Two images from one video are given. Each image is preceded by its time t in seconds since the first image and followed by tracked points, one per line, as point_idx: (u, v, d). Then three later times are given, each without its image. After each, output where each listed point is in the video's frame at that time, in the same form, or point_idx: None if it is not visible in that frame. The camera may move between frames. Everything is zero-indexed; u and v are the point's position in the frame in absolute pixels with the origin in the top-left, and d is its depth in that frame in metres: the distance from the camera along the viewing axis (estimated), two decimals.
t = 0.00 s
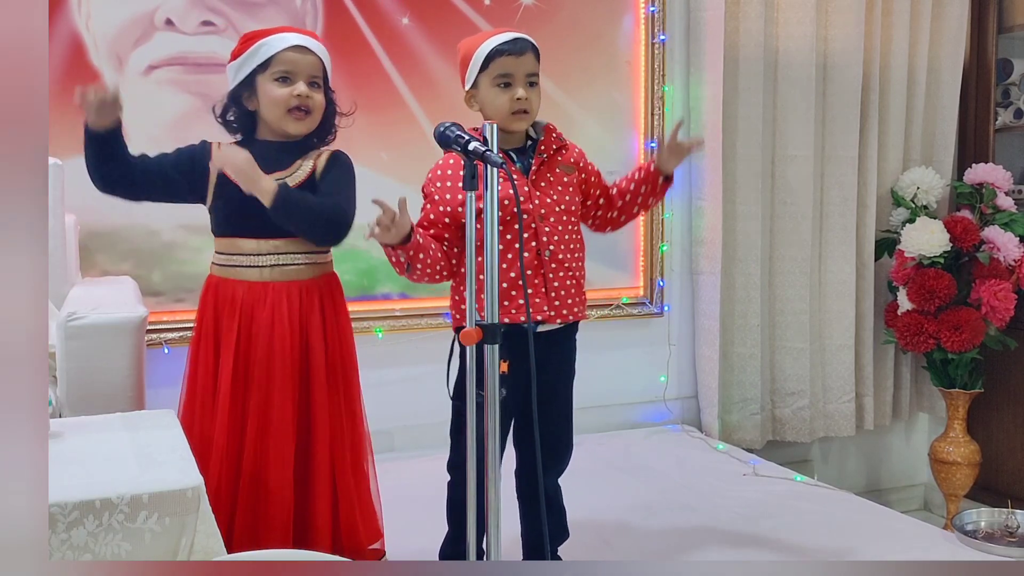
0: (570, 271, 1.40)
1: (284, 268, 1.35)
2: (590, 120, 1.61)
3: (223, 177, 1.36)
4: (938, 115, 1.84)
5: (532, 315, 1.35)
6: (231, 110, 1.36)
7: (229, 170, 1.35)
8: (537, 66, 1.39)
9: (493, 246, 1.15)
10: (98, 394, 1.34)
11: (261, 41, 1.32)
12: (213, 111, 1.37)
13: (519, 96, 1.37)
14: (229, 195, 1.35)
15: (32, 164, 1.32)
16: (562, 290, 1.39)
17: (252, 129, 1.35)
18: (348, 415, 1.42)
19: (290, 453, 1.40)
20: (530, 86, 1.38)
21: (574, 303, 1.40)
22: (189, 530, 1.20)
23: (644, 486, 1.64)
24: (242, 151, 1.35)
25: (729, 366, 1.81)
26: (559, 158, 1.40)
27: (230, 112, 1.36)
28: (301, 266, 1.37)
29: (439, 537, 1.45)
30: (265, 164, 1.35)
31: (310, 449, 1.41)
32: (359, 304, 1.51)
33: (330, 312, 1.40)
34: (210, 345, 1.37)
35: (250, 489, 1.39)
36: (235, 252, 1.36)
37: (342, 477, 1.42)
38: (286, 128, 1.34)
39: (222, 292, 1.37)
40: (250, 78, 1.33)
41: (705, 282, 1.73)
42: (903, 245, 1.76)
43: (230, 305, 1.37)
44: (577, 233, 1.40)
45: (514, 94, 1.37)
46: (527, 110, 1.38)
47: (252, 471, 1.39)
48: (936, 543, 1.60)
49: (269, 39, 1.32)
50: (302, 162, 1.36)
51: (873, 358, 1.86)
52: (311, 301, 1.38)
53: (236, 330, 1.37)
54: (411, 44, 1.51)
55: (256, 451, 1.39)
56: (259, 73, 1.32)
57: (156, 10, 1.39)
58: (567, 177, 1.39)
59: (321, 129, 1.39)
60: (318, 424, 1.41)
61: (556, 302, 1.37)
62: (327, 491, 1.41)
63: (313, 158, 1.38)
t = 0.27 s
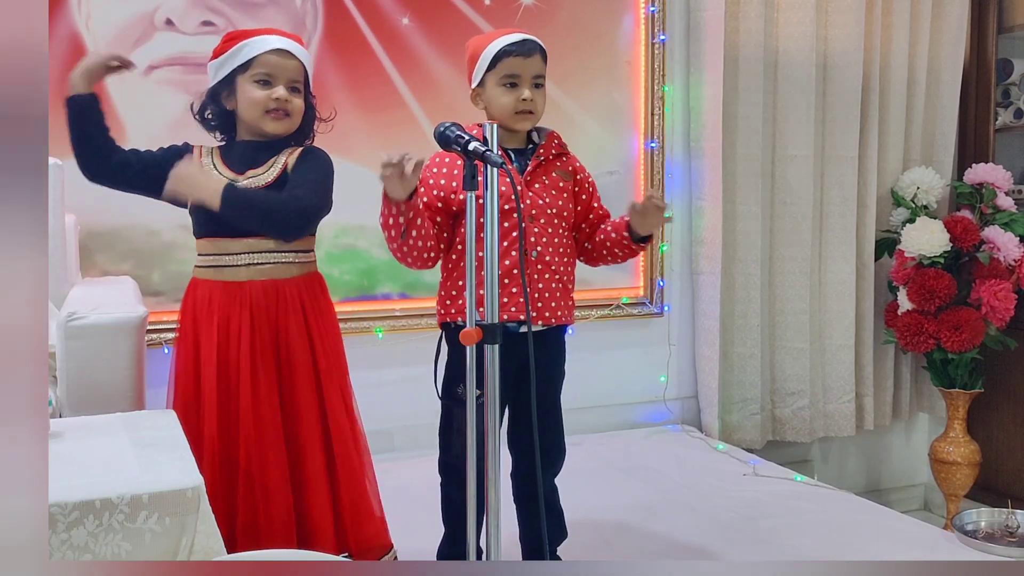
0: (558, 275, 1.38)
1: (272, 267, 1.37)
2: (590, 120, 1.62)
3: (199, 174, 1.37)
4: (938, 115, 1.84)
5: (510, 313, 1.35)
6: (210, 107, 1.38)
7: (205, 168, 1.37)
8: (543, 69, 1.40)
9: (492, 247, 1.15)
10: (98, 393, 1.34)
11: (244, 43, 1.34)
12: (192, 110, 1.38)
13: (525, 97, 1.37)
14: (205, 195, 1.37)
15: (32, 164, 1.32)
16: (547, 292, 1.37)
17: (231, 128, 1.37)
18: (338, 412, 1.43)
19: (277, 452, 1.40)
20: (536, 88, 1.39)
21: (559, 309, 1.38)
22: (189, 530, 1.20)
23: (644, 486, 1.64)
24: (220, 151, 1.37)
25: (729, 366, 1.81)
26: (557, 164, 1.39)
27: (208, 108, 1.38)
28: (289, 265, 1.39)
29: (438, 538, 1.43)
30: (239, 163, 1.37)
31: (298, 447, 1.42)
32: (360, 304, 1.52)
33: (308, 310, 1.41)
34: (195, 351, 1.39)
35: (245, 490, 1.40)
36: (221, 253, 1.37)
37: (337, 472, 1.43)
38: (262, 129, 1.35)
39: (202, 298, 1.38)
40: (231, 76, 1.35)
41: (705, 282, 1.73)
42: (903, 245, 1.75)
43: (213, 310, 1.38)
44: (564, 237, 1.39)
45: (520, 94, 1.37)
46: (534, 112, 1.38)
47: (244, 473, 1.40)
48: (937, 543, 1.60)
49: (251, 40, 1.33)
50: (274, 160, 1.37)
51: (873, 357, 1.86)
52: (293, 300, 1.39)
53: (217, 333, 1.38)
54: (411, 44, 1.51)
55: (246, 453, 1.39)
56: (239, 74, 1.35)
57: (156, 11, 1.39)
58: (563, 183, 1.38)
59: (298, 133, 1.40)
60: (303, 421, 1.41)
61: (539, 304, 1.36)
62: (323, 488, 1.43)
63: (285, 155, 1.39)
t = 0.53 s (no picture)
0: (549, 273, 1.39)
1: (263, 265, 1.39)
2: (590, 120, 1.60)
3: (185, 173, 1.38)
4: (938, 115, 1.84)
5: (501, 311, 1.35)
6: (198, 101, 1.38)
7: (189, 167, 1.38)
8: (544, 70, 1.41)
9: (492, 247, 1.15)
10: (98, 393, 1.34)
11: (238, 40, 1.37)
12: (180, 103, 1.39)
13: (527, 98, 1.38)
14: (191, 195, 1.38)
15: (32, 164, 1.32)
16: (538, 291, 1.38)
17: (217, 124, 1.38)
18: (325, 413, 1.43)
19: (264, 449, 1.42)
20: (537, 88, 1.39)
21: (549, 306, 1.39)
22: (189, 530, 1.20)
23: (644, 486, 1.64)
24: (205, 148, 1.38)
25: (729, 366, 1.80)
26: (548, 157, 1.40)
27: (196, 102, 1.38)
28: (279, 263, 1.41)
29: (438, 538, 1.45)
30: (225, 161, 1.38)
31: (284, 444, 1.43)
32: (359, 304, 1.52)
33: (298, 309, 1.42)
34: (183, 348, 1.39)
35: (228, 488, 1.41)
36: (211, 253, 1.39)
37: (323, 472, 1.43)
38: (249, 126, 1.38)
39: (191, 295, 1.40)
40: (222, 73, 1.37)
41: (705, 282, 1.73)
42: (903, 245, 1.76)
43: (201, 307, 1.39)
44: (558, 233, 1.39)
45: (521, 95, 1.38)
46: (535, 113, 1.39)
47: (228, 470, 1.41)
48: (937, 543, 1.59)
49: (246, 38, 1.37)
50: (260, 158, 1.39)
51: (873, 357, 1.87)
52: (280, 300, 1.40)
53: (205, 331, 1.39)
54: (411, 44, 1.51)
55: (231, 450, 1.40)
56: (231, 70, 1.37)
57: (156, 11, 1.39)
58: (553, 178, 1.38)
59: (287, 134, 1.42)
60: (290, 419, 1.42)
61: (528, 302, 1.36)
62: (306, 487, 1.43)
63: (270, 154, 1.40)
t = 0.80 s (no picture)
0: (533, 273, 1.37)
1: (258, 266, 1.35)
2: (590, 119, 1.61)
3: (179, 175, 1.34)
4: (938, 115, 1.84)
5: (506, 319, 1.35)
6: (192, 102, 1.36)
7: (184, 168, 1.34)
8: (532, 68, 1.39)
9: (492, 247, 1.15)
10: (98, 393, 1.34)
11: (232, 40, 1.31)
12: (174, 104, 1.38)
13: (513, 96, 1.36)
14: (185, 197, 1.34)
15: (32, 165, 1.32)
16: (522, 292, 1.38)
17: (211, 125, 1.34)
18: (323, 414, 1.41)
19: (261, 451, 1.39)
20: (523, 87, 1.38)
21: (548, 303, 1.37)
22: (189, 530, 1.20)
23: (644, 487, 1.64)
24: (200, 151, 1.34)
25: (729, 366, 1.80)
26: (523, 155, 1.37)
27: (191, 104, 1.36)
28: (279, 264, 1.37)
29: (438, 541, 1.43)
30: (221, 162, 1.34)
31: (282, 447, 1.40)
32: (360, 305, 1.52)
33: (297, 309, 1.38)
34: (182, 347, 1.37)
35: (226, 488, 1.39)
36: (206, 256, 1.35)
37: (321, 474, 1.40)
38: (241, 128, 1.33)
39: (189, 295, 1.37)
40: (216, 74, 1.33)
41: (705, 283, 1.73)
42: (903, 244, 1.75)
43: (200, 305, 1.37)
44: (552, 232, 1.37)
45: (507, 94, 1.36)
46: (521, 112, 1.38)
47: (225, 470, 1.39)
48: (937, 543, 1.59)
49: (239, 38, 1.31)
50: (254, 159, 1.34)
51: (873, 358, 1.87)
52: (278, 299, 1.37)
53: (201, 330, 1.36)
54: (411, 44, 1.51)
55: (230, 451, 1.38)
56: (225, 71, 1.31)
57: (156, 10, 1.40)
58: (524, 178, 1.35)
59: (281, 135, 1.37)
60: (287, 421, 1.39)
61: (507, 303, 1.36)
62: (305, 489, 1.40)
63: (264, 155, 1.35)
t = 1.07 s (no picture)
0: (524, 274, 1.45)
1: (270, 264, 1.39)
2: (591, 120, 1.60)
3: (189, 177, 1.36)
4: (938, 115, 1.85)
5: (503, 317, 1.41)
6: (185, 105, 1.37)
7: (192, 170, 1.36)
8: (522, 67, 1.46)
9: (492, 247, 1.15)
10: (98, 394, 1.34)
11: (221, 41, 1.35)
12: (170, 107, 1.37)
13: (502, 93, 1.44)
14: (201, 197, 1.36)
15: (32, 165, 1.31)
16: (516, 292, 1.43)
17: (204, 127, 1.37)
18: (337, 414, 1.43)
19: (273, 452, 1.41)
20: (514, 85, 1.45)
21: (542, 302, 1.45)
22: (189, 530, 1.19)
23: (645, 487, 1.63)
24: (200, 153, 1.37)
25: (729, 366, 1.80)
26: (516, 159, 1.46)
27: (183, 107, 1.37)
28: (285, 262, 1.41)
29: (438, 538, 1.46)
30: (229, 162, 1.38)
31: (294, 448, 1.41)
32: (359, 305, 1.50)
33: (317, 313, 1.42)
34: (196, 347, 1.38)
35: (235, 488, 1.40)
36: (213, 257, 1.38)
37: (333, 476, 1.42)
38: (234, 127, 1.37)
39: (205, 295, 1.38)
40: (205, 76, 1.36)
41: (705, 283, 1.73)
42: (903, 245, 1.76)
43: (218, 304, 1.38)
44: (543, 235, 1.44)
45: (497, 90, 1.43)
46: (508, 109, 1.45)
47: (237, 470, 1.40)
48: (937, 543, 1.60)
49: (229, 39, 1.35)
50: (267, 158, 1.39)
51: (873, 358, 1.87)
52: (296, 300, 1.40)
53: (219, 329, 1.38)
54: (411, 44, 1.50)
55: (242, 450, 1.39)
56: (215, 72, 1.36)
57: (156, 10, 1.38)
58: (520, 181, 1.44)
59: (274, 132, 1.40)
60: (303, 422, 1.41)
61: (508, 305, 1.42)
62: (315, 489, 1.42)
63: (276, 154, 1.40)
